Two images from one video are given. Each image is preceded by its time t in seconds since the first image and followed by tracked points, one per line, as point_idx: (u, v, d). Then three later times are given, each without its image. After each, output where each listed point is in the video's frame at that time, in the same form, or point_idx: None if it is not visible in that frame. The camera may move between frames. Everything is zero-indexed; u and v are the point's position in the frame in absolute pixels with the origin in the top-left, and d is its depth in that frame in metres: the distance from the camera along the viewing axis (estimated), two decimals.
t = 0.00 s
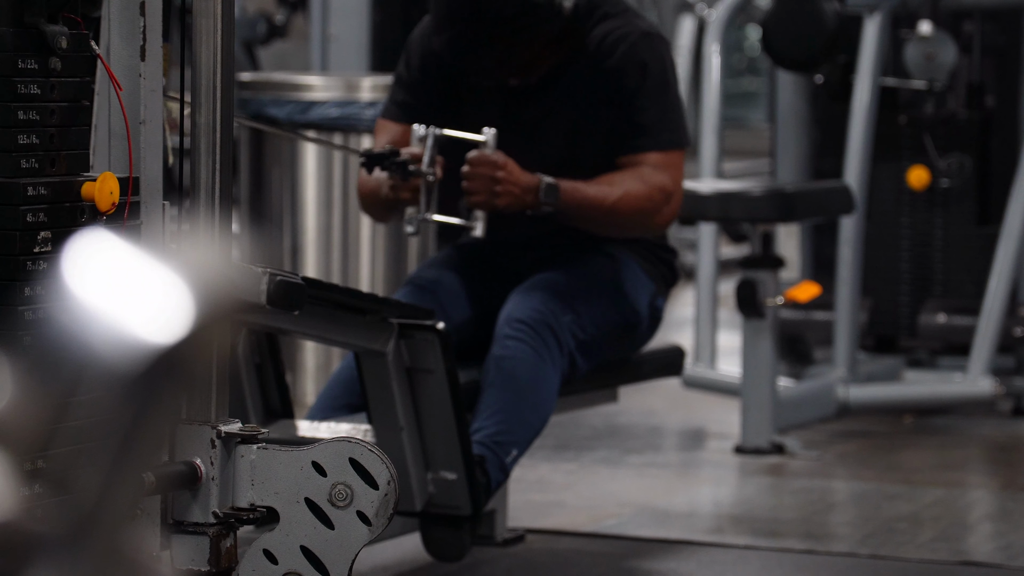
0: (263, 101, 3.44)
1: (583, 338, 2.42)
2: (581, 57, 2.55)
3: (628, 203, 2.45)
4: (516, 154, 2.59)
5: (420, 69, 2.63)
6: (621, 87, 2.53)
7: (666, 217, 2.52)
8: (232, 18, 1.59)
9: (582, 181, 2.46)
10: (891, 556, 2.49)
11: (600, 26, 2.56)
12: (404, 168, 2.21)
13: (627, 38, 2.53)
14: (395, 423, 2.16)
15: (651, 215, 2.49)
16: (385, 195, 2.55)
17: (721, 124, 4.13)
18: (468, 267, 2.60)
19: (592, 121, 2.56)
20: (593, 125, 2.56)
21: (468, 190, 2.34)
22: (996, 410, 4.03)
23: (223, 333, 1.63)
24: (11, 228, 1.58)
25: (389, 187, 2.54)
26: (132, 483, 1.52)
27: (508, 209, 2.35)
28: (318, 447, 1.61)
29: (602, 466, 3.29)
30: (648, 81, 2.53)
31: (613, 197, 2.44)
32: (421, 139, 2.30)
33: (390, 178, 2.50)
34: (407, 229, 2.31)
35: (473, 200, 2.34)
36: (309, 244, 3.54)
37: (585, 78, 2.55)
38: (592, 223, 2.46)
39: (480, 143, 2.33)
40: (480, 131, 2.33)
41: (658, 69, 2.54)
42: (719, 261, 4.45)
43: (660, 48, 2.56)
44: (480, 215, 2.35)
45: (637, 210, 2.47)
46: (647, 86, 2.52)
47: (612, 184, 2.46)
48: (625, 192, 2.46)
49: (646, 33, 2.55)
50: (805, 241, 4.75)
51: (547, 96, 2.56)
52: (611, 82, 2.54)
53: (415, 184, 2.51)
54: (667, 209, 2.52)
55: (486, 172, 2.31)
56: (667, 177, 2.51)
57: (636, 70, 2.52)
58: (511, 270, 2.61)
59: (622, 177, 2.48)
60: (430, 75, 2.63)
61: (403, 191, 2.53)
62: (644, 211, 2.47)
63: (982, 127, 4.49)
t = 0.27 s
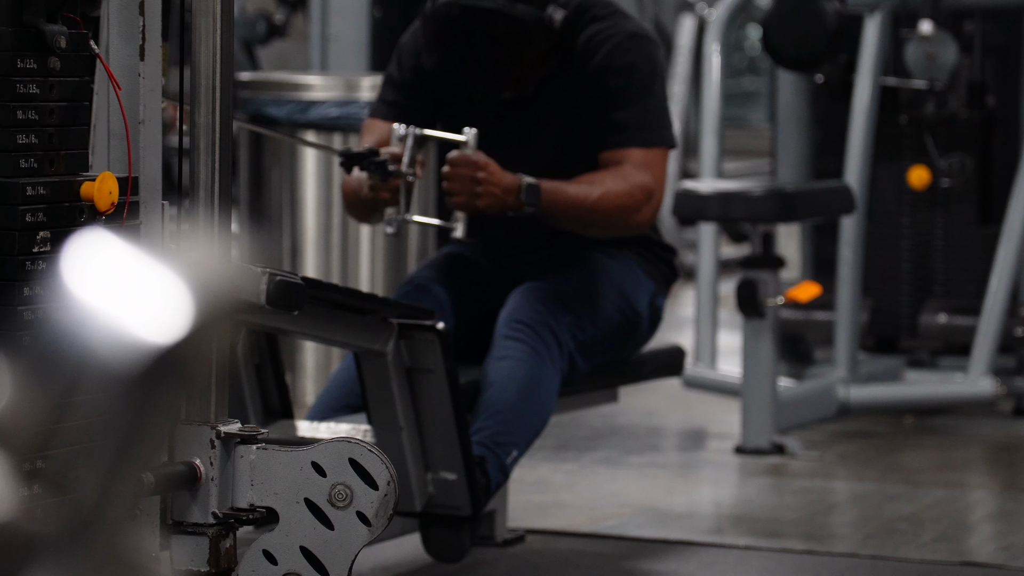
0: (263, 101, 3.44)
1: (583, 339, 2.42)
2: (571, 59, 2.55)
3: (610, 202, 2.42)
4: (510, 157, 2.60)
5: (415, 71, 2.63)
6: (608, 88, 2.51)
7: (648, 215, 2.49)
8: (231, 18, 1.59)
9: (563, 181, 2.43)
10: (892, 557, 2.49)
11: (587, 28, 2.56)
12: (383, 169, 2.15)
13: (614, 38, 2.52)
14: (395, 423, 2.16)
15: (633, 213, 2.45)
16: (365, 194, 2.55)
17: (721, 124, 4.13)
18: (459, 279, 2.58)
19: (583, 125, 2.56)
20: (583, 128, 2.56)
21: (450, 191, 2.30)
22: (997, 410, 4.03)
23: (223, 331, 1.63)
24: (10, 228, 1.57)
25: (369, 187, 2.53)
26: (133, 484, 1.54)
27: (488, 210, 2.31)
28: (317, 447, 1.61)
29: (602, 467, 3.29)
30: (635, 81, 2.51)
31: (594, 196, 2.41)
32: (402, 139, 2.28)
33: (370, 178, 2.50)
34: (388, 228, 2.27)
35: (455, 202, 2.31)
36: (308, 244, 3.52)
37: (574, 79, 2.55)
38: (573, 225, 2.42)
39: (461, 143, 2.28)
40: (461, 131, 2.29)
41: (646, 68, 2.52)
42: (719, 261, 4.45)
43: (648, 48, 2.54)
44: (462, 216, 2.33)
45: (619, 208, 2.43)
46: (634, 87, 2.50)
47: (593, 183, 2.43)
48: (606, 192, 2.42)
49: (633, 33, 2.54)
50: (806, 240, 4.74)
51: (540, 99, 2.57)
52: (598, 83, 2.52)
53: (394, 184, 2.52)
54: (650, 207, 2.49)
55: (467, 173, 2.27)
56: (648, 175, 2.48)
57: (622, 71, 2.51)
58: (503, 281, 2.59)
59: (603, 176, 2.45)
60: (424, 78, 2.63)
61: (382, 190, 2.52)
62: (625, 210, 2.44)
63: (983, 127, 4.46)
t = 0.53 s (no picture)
0: (263, 100, 3.44)
1: (583, 339, 2.41)
2: (568, 56, 2.53)
3: (591, 194, 2.38)
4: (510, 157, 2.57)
5: (410, 64, 2.62)
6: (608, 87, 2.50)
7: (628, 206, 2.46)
8: (230, 18, 1.58)
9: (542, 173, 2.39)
10: (893, 557, 2.48)
11: (582, 24, 2.53)
12: (363, 163, 2.14)
13: (608, 34, 2.52)
14: (395, 423, 2.15)
15: (614, 205, 2.42)
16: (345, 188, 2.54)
17: (722, 123, 4.12)
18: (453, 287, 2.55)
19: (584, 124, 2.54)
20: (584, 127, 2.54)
21: (430, 185, 2.24)
22: (998, 411, 4.03)
23: (223, 331, 1.62)
24: (9, 228, 1.57)
25: (348, 181, 2.52)
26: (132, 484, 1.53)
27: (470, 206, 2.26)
28: (317, 447, 1.61)
29: (602, 467, 3.28)
30: (631, 78, 2.50)
31: (576, 187, 2.36)
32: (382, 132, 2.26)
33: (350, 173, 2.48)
34: (366, 222, 2.28)
35: (434, 195, 2.25)
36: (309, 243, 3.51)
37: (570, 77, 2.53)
38: (555, 219, 2.38)
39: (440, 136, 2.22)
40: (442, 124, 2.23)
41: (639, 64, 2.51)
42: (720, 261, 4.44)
43: (641, 41, 2.54)
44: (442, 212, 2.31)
45: (600, 201, 2.39)
46: (628, 82, 2.49)
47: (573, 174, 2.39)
48: (588, 183, 2.38)
49: (625, 27, 2.53)
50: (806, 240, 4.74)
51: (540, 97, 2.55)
52: (595, 81, 2.51)
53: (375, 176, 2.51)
54: (631, 197, 2.46)
55: (449, 167, 2.21)
56: (627, 166, 2.45)
57: (617, 67, 2.50)
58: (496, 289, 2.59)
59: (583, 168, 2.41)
60: (419, 73, 2.62)
61: (363, 184, 2.51)
62: (606, 202, 2.40)
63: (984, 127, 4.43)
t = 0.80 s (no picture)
0: (262, 100, 3.43)
1: (584, 340, 2.41)
2: (566, 50, 2.50)
3: (571, 177, 2.33)
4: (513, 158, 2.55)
5: (409, 62, 2.60)
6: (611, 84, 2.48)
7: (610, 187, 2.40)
8: (230, 17, 1.58)
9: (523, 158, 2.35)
10: (893, 557, 2.48)
11: (580, 20, 2.52)
12: (339, 154, 2.16)
13: (603, 29, 2.51)
14: (395, 424, 2.15)
15: (593, 187, 2.36)
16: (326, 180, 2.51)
17: (722, 123, 4.12)
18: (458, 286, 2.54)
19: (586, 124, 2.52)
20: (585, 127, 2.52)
21: (411, 174, 2.22)
22: (998, 411, 4.02)
23: (222, 331, 1.61)
24: (8, 228, 1.57)
25: (329, 172, 2.50)
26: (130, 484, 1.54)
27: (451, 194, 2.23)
28: (317, 448, 1.61)
29: (602, 468, 3.28)
30: (629, 72, 2.48)
31: (555, 170, 2.32)
32: (360, 121, 2.20)
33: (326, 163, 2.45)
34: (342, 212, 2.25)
35: (416, 185, 2.22)
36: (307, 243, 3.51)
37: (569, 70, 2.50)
38: (535, 203, 2.33)
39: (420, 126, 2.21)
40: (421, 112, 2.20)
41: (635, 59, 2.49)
42: (720, 261, 4.44)
43: (635, 37, 2.53)
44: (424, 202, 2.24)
45: (579, 182, 2.34)
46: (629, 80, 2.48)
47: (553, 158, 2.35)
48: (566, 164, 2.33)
49: (618, 23, 2.53)
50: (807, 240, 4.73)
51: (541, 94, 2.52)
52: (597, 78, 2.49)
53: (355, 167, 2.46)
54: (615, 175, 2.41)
55: (428, 156, 2.19)
56: (608, 148, 2.40)
57: (612, 61, 2.47)
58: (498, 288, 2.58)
59: (564, 151, 2.37)
60: (419, 71, 2.60)
61: (342, 174, 2.48)
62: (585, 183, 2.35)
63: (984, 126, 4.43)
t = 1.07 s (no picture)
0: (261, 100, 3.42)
1: (585, 340, 2.40)
2: (554, 50, 2.48)
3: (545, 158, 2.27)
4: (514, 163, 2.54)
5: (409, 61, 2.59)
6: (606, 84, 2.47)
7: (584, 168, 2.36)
8: (230, 17, 1.58)
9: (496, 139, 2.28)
10: (894, 558, 2.48)
11: (568, 20, 2.51)
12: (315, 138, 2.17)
13: (587, 25, 2.50)
14: (395, 424, 2.14)
15: (567, 167, 2.31)
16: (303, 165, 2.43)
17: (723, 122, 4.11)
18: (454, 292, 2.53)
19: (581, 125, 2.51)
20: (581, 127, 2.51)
21: (388, 159, 2.15)
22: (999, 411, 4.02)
23: (221, 333, 1.62)
24: (8, 228, 1.56)
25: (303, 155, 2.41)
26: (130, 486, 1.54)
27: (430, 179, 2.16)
28: (316, 448, 1.60)
29: (603, 468, 3.27)
30: (618, 66, 2.46)
31: (529, 151, 2.26)
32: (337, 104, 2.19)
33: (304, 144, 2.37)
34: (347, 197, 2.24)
35: (393, 169, 2.15)
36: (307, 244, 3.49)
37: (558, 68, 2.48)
38: (510, 185, 2.27)
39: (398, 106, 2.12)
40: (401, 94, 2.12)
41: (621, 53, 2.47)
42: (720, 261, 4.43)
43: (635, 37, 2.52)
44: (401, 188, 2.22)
45: (554, 161, 2.29)
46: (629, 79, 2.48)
47: (527, 138, 2.28)
48: (540, 143, 2.28)
49: (602, 18, 2.52)
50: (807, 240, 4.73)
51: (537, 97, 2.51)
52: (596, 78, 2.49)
53: (330, 150, 2.38)
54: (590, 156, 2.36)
55: (407, 140, 2.11)
56: (581, 128, 2.35)
57: (596, 53, 2.45)
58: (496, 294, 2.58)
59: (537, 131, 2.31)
60: (419, 70, 2.59)
61: (318, 158, 2.40)
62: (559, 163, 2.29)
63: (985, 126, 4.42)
